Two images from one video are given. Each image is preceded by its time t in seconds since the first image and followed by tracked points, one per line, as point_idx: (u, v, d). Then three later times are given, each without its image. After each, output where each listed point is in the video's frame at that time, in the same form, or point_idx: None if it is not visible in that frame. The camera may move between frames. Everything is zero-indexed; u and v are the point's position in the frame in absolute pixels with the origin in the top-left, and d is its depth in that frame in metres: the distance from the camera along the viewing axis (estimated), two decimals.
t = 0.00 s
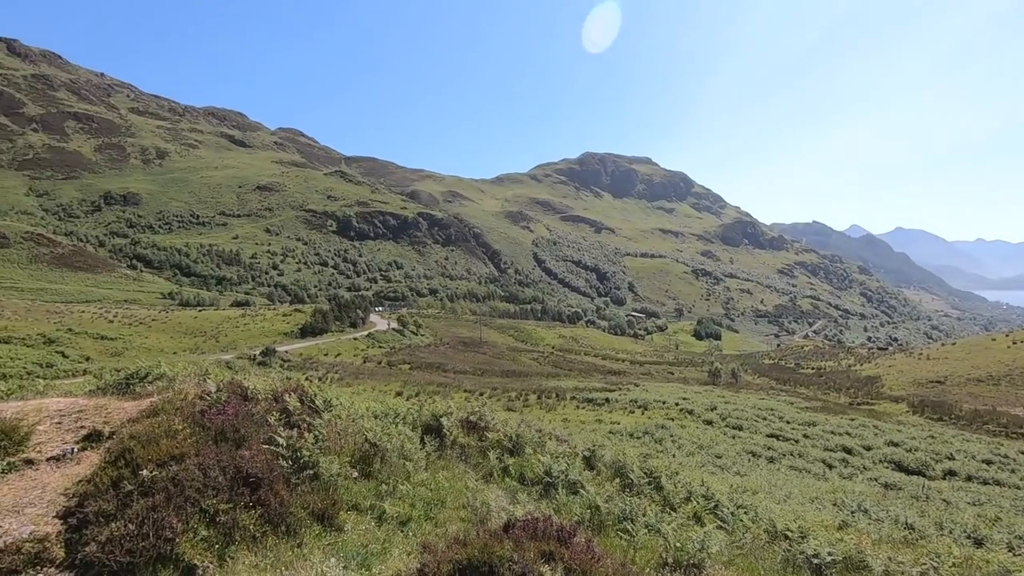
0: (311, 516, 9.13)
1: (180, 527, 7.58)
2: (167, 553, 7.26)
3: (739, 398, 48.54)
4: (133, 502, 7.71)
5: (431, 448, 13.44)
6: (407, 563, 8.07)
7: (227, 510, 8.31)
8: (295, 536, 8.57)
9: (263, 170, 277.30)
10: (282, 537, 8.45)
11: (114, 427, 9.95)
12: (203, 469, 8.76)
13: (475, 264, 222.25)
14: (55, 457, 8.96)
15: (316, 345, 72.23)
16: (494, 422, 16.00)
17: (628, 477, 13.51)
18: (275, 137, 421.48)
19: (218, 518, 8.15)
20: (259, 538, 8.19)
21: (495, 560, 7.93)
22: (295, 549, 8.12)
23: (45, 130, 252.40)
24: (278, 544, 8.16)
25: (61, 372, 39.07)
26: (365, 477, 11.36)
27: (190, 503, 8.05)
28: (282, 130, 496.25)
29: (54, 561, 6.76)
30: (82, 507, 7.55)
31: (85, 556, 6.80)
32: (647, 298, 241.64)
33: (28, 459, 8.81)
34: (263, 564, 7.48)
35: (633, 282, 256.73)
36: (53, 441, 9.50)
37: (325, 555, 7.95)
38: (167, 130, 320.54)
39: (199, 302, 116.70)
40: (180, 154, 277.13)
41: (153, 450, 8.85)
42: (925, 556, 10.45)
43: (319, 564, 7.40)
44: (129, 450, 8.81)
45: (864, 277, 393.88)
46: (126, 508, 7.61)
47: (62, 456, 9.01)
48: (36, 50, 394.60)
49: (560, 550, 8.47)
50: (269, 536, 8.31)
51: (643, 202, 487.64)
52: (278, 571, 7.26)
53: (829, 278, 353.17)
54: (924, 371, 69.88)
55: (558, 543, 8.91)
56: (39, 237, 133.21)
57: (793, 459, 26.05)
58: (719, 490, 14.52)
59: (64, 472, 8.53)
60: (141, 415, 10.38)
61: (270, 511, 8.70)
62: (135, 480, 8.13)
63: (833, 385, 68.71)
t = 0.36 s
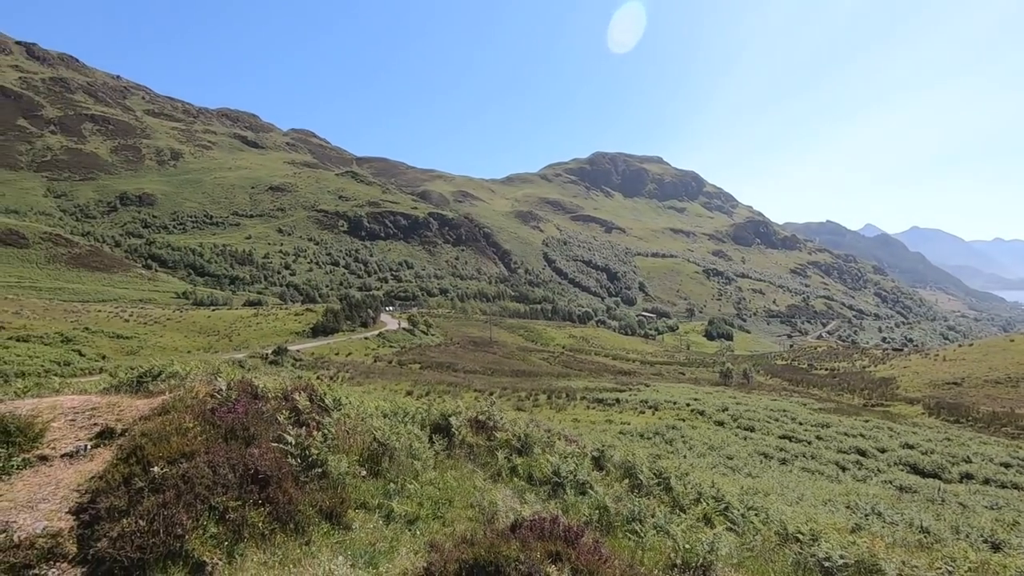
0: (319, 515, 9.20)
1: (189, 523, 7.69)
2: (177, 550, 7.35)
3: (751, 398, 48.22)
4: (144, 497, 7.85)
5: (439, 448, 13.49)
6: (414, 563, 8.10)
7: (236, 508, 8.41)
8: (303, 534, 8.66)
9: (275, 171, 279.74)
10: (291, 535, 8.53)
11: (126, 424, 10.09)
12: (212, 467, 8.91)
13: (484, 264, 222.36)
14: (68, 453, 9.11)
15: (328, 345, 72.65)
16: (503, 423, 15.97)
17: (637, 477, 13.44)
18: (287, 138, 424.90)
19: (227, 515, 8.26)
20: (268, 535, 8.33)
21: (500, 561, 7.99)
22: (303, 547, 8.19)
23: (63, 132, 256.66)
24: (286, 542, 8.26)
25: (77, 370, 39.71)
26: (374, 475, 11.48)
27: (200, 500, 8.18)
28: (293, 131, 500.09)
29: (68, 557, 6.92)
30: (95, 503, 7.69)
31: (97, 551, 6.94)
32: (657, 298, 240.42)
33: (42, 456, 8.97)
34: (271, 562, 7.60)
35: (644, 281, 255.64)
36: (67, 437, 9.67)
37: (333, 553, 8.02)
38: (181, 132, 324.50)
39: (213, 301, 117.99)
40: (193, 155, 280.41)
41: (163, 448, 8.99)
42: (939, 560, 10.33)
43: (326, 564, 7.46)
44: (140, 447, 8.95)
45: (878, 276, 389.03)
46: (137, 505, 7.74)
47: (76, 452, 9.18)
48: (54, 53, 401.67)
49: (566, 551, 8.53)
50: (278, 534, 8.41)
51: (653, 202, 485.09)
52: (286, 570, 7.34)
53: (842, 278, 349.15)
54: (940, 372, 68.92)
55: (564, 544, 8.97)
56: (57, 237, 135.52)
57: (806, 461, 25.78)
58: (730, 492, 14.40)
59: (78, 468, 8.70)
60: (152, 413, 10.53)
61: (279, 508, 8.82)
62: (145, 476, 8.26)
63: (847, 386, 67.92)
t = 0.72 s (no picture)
0: (308, 515, 9.18)
1: (176, 524, 7.69)
2: (163, 552, 7.35)
3: (742, 399, 48.48)
4: (129, 498, 7.78)
5: (430, 447, 13.49)
6: (402, 563, 8.09)
7: (222, 509, 8.36)
8: (292, 535, 8.62)
9: (267, 169, 278.30)
10: (279, 535, 8.51)
11: (113, 425, 10.00)
12: (200, 468, 8.85)
13: (478, 264, 222.12)
14: (53, 454, 9.03)
15: (320, 344, 72.27)
16: (495, 423, 15.91)
17: (628, 478, 13.47)
18: (280, 137, 422.87)
19: (214, 516, 8.20)
20: (255, 536, 8.25)
21: (489, 560, 8.00)
22: (291, 548, 8.16)
23: (52, 129, 253.97)
24: (274, 543, 8.23)
25: (66, 370, 39.31)
26: (364, 475, 11.46)
27: (186, 501, 8.13)
28: (286, 130, 497.42)
29: (50, 558, 6.85)
30: (78, 505, 7.58)
31: (81, 552, 6.91)
32: (650, 299, 241.38)
33: (25, 456, 8.85)
34: (257, 564, 7.55)
35: (637, 282, 256.59)
36: (52, 438, 9.58)
37: (321, 554, 8.00)
38: (172, 130, 322.12)
39: (204, 301, 117.14)
40: (185, 154, 278.30)
41: (149, 448, 8.93)
42: (926, 560, 10.43)
43: (314, 564, 7.43)
44: (125, 448, 8.85)
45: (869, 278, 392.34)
46: (122, 505, 7.69)
47: (61, 453, 9.12)
48: (43, 49, 397.04)
49: (555, 550, 8.59)
50: (265, 535, 8.38)
51: (646, 202, 486.76)
52: (272, 572, 7.29)
53: (832, 279, 352.14)
54: (928, 373, 69.62)
55: (553, 543, 9.04)
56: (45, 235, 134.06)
57: (797, 461, 25.95)
58: (720, 491, 14.45)
59: (62, 470, 8.60)
60: (139, 413, 10.44)
61: (267, 510, 8.75)
62: (131, 476, 8.21)
63: (837, 387, 68.38)
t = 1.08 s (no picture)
0: (284, 519, 9.03)
1: (145, 529, 7.50)
2: (130, 558, 7.14)
3: (720, 400, 49.15)
4: (96, 504, 7.57)
5: (408, 449, 13.37)
6: (379, 567, 7.98)
7: (194, 513, 8.19)
8: (266, 539, 8.46)
9: (246, 168, 274.23)
10: (252, 540, 8.32)
11: (80, 427, 9.72)
12: (171, 472, 8.65)
13: (460, 265, 221.57)
14: (17, 458, 8.73)
15: (299, 345, 71.38)
16: (475, 424, 15.86)
17: (606, 478, 13.52)
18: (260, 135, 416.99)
19: (185, 521, 8.03)
20: (228, 542, 8.05)
21: (467, 564, 7.95)
22: (265, 552, 8.00)
23: (20, 123, 246.75)
24: (247, 547, 8.05)
25: (32, 371, 38.33)
26: (341, 477, 11.33)
27: (156, 506, 7.95)
28: (266, 128, 490.22)
29: (12, 566, 6.63)
30: (43, 511, 7.36)
31: (45, 559, 6.69)
32: (631, 301, 243.59)
33: None
34: (231, 568, 7.39)
35: (618, 284, 258.80)
36: (15, 442, 9.25)
37: (297, 557, 7.88)
38: (148, 126, 315.53)
39: (179, 301, 114.92)
40: (161, 151, 272.97)
41: (119, 451, 8.70)
42: (895, 556, 10.69)
43: (288, 569, 7.29)
44: (94, 451, 8.62)
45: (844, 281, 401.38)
46: (87, 511, 7.46)
47: (24, 457, 8.77)
48: (12, 41, 385.81)
49: (532, 552, 8.58)
50: (239, 539, 8.18)
51: (628, 205, 491.31)
52: None
53: (809, 282, 359.68)
54: (899, 374, 71.36)
55: (531, 545, 9.02)
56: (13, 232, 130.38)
57: (773, 461, 26.38)
58: (697, 491, 14.59)
59: (26, 474, 8.33)
60: (108, 416, 10.16)
61: (241, 513, 8.58)
62: (99, 481, 8.01)
63: (812, 388, 69.68)
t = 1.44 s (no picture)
0: (253, 524, 8.84)
1: (108, 538, 7.26)
2: (91, 567, 6.87)
3: (695, 400, 49.76)
4: (55, 511, 7.28)
5: (382, 452, 13.21)
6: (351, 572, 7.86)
7: (160, 520, 7.94)
8: (235, 545, 8.25)
9: (219, 166, 268.63)
10: (220, 547, 8.10)
11: (39, 433, 9.33)
12: (135, 477, 8.39)
13: (438, 266, 220.54)
14: None
15: (271, 347, 70.09)
16: (450, 425, 15.74)
17: (582, 478, 13.59)
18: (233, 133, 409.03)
19: (150, 527, 7.80)
20: (196, 548, 7.84)
21: (439, 566, 7.91)
22: (235, 558, 7.82)
23: None
24: (215, 553, 7.81)
25: None
26: (313, 481, 11.11)
27: (120, 512, 7.71)
28: (238, 125, 480.64)
29: None
30: None
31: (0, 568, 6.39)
32: (608, 302, 245.71)
33: None
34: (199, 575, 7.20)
35: (595, 285, 260.84)
36: None
37: (266, 563, 7.70)
38: (115, 122, 306.69)
39: (147, 302, 111.86)
40: (129, 148, 265.55)
41: (80, 457, 8.38)
42: (862, 551, 11.00)
43: None
44: (52, 457, 8.25)
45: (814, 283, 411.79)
46: (45, 519, 7.16)
47: None
48: None
49: (506, 553, 8.55)
50: (207, 545, 7.96)
51: (605, 207, 495.61)
52: None
53: (780, 284, 368.14)
54: (866, 373, 73.35)
55: (505, 547, 9.00)
56: None
57: (745, 459, 26.83)
58: (670, 490, 14.72)
59: None
60: (69, 420, 9.79)
61: (209, 519, 8.36)
62: (58, 489, 7.70)
63: (783, 388, 71.05)
